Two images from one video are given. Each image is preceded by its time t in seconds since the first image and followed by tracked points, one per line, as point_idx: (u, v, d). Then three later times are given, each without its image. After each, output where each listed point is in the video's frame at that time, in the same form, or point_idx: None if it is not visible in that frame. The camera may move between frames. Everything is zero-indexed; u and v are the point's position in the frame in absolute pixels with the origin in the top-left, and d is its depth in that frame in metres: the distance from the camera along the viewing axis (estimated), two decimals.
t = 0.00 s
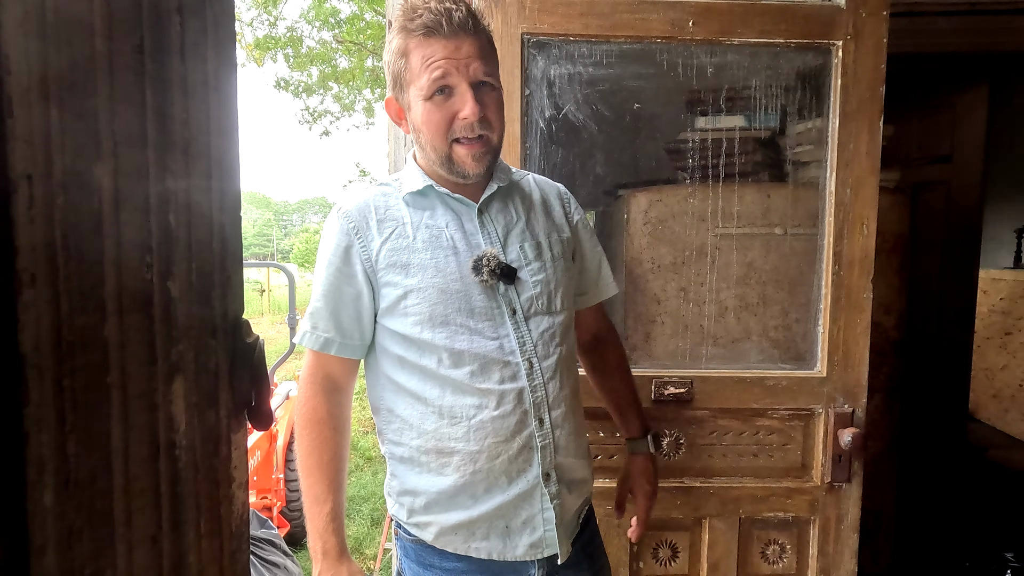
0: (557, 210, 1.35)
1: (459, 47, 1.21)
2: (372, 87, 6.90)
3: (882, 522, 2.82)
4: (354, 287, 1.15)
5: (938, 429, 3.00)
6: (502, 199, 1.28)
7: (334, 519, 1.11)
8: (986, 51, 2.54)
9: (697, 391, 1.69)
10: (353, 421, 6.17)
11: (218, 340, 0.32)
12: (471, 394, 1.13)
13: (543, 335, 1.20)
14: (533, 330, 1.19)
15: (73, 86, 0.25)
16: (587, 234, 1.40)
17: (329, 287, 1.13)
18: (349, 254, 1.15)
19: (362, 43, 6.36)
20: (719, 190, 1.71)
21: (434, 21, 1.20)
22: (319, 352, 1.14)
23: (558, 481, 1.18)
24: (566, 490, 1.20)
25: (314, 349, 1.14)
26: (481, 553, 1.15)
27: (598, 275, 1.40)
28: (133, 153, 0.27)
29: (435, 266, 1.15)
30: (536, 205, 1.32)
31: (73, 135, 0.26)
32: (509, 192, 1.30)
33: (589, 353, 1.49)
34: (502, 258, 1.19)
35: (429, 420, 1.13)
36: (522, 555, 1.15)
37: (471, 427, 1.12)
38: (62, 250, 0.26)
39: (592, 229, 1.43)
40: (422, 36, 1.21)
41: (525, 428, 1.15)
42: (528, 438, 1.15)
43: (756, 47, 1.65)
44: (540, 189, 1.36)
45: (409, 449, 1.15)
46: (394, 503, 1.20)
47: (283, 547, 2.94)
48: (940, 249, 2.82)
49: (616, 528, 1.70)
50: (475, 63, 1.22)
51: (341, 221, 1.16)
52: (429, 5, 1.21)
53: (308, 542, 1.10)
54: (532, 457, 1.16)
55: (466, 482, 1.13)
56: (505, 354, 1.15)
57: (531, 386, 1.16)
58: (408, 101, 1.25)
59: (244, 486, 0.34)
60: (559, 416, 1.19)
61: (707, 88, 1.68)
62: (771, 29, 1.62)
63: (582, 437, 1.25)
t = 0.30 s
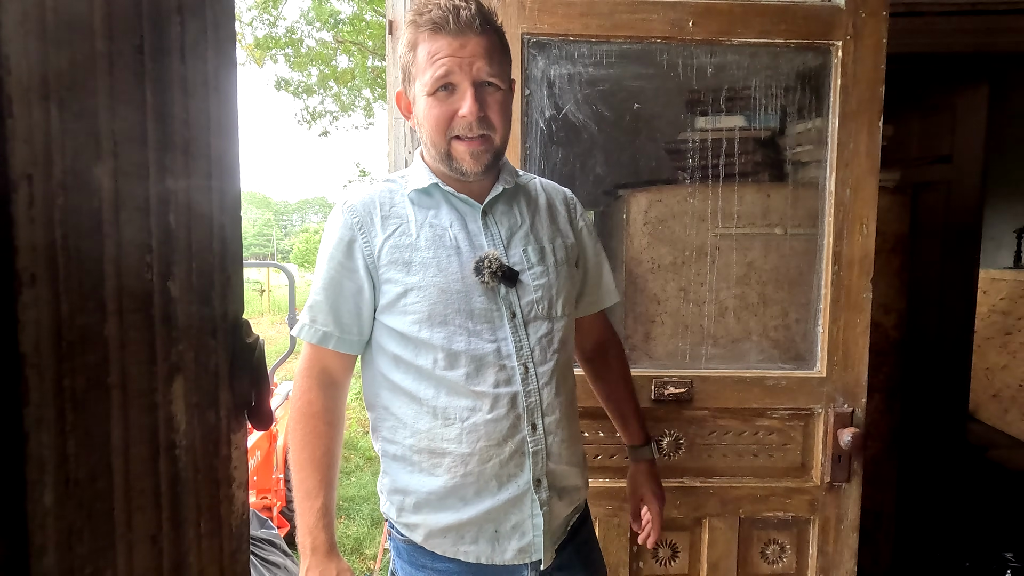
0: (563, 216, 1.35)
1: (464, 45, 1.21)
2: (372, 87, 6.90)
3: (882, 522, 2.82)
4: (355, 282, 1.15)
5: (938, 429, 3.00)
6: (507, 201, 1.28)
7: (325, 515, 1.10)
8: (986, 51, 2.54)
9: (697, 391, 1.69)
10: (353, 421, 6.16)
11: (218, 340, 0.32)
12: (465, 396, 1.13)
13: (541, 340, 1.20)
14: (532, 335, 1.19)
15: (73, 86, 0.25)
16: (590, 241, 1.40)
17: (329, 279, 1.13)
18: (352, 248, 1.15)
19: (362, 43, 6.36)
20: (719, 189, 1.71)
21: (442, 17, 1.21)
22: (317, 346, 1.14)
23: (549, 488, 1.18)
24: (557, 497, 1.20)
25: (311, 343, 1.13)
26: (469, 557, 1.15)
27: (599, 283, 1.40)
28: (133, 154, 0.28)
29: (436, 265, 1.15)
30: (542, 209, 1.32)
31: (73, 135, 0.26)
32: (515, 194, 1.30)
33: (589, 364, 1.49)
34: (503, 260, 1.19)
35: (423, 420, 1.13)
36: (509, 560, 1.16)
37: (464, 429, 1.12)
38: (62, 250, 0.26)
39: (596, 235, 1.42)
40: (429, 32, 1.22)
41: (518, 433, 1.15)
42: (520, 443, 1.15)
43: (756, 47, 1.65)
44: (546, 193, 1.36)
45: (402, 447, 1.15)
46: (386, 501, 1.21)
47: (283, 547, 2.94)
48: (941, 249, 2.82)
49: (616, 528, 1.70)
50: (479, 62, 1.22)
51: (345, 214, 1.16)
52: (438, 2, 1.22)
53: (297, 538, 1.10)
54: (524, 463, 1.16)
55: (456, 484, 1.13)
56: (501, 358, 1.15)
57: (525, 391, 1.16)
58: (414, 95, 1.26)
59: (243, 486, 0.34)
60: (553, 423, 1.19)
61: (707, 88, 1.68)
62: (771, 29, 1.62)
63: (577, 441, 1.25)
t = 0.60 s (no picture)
0: (565, 218, 1.35)
1: (467, 44, 1.22)
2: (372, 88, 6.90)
3: (882, 522, 2.82)
4: (354, 277, 1.15)
5: (938, 429, 3.00)
6: (509, 201, 1.28)
7: (320, 511, 1.09)
8: (986, 51, 2.54)
9: (697, 391, 1.69)
10: (353, 421, 6.17)
11: (217, 340, 0.32)
12: (458, 397, 1.12)
13: (539, 342, 1.19)
14: (529, 337, 1.18)
15: (73, 86, 0.26)
16: (593, 245, 1.39)
17: (328, 273, 1.13)
18: (352, 244, 1.15)
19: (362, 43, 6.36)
20: (719, 190, 1.71)
21: (446, 14, 1.22)
22: (315, 341, 1.13)
23: (542, 492, 1.18)
24: (551, 503, 1.20)
25: (310, 337, 1.13)
26: (461, 560, 1.15)
27: (602, 288, 1.39)
28: (134, 154, 0.28)
29: (433, 264, 1.15)
30: (544, 211, 1.32)
31: (73, 135, 0.26)
32: (517, 194, 1.31)
33: (594, 366, 1.50)
34: (501, 261, 1.19)
35: (417, 419, 1.13)
36: (501, 565, 1.16)
37: (456, 430, 1.12)
38: (62, 251, 0.26)
39: (602, 240, 1.42)
40: (434, 29, 1.23)
41: (511, 437, 1.15)
42: (513, 446, 1.15)
43: (755, 47, 1.65)
44: (549, 195, 1.36)
45: (396, 446, 1.16)
46: (380, 500, 1.21)
47: (283, 547, 2.94)
48: (941, 249, 2.82)
49: (615, 528, 1.70)
50: (482, 61, 1.22)
51: (346, 211, 1.17)
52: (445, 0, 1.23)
53: (291, 534, 1.09)
54: (517, 467, 1.15)
55: (448, 486, 1.13)
56: (496, 359, 1.14)
57: (520, 394, 1.15)
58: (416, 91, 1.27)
59: (244, 486, 0.34)
60: (548, 427, 1.18)
61: (707, 88, 1.68)
62: (771, 29, 1.62)
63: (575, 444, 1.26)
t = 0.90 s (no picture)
0: (571, 221, 1.35)
1: (483, 39, 1.22)
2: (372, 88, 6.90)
3: (882, 522, 2.82)
4: (355, 270, 1.16)
5: (938, 429, 3.00)
6: (514, 202, 1.28)
7: (322, 502, 1.10)
8: (986, 51, 2.54)
9: (697, 391, 1.69)
10: (353, 421, 6.17)
11: (217, 340, 0.32)
12: (451, 396, 1.12)
13: (536, 345, 1.19)
14: (526, 339, 1.18)
15: (73, 86, 0.26)
16: (597, 250, 1.38)
17: (331, 266, 1.14)
18: (354, 237, 1.16)
19: (362, 43, 6.36)
20: (719, 190, 1.71)
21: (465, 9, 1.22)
22: (314, 333, 1.14)
23: (531, 497, 1.17)
24: (540, 508, 1.19)
25: (310, 330, 1.13)
26: (446, 561, 1.15)
27: (602, 292, 1.40)
28: (134, 154, 0.28)
29: (433, 261, 1.15)
30: (549, 212, 1.32)
31: (74, 135, 0.26)
32: (524, 195, 1.31)
33: (587, 378, 1.50)
34: (502, 261, 1.19)
35: (410, 417, 1.14)
36: (485, 569, 1.15)
37: (447, 429, 1.12)
38: (62, 251, 0.26)
39: (607, 246, 1.41)
40: (450, 23, 1.23)
41: (502, 439, 1.15)
42: (505, 448, 1.15)
43: (756, 47, 1.65)
44: (555, 198, 1.36)
45: (389, 442, 1.16)
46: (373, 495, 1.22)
47: (284, 548, 2.94)
48: (941, 249, 2.82)
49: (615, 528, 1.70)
50: (498, 57, 1.22)
51: (350, 205, 1.18)
52: None
53: (292, 525, 1.09)
54: (506, 470, 1.15)
55: (436, 486, 1.13)
56: (490, 360, 1.14)
57: (512, 396, 1.15)
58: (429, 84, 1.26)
59: (244, 486, 0.34)
60: (540, 431, 1.18)
61: (707, 88, 1.68)
62: (771, 29, 1.62)
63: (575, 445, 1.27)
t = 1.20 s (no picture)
0: (571, 222, 1.35)
1: (512, 43, 1.22)
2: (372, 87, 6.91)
3: (881, 522, 2.82)
4: (357, 270, 1.15)
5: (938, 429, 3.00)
6: (517, 204, 1.28)
7: (319, 508, 1.10)
8: (985, 51, 2.54)
9: (697, 391, 1.69)
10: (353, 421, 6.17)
11: (217, 340, 0.32)
12: (455, 398, 1.12)
13: (539, 346, 1.19)
14: (530, 341, 1.18)
15: (73, 86, 0.26)
16: (596, 252, 1.39)
17: (332, 267, 1.13)
18: (356, 238, 1.15)
19: (362, 43, 6.37)
20: (719, 189, 1.71)
21: (496, 10, 1.22)
22: (315, 335, 1.13)
23: (535, 498, 1.18)
24: (543, 508, 1.20)
25: (310, 332, 1.13)
26: (450, 563, 1.15)
27: (602, 295, 1.40)
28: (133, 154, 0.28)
29: (438, 263, 1.15)
30: (550, 214, 1.33)
31: (73, 135, 0.26)
32: (526, 197, 1.31)
33: (587, 378, 1.50)
34: (507, 263, 1.19)
35: (411, 420, 1.13)
36: (490, 570, 1.15)
37: (451, 432, 1.12)
38: (61, 250, 0.26)
39: (605, 248, 1.42)
40: (479, 24, 1.22)
41: (506, 441, 1.15)
42: (508, 450, 1.15)
43: (756, 47, 1.65)
44: (555, 200, 1.36)
45: (391, 445, 1.16)
46: (374, 498, 1.21)
47: (284, 547, 2.94)
48: (940, 249, 2.82)
49: (616, 528, 1.70)
50: (525, 62, 1.23)
51: (351, 205, 1.17)
52: None
53: (289, 531, 1.09)
54: (511, 471, 1.15)
55: (440, 488, 1.13)
56: (495, 362, 1.14)
57: (517, 398, 1.15)
58: (448, 82, 1.24)
59: (243, 486, 0.34)
60: (543, 433, 1.18)
61: (707, 88, 1.68)
62: (771, 29, 1.62)
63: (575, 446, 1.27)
